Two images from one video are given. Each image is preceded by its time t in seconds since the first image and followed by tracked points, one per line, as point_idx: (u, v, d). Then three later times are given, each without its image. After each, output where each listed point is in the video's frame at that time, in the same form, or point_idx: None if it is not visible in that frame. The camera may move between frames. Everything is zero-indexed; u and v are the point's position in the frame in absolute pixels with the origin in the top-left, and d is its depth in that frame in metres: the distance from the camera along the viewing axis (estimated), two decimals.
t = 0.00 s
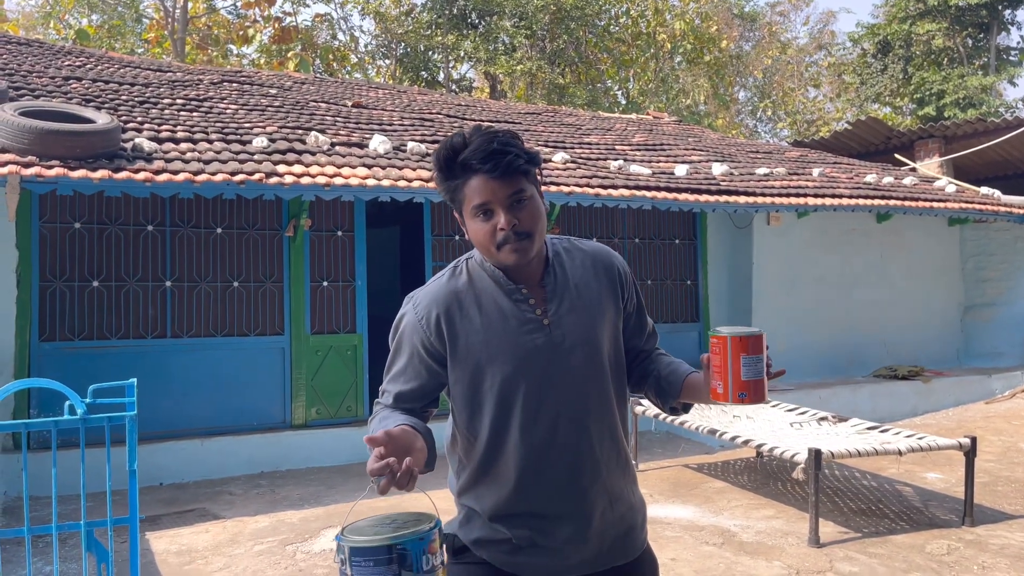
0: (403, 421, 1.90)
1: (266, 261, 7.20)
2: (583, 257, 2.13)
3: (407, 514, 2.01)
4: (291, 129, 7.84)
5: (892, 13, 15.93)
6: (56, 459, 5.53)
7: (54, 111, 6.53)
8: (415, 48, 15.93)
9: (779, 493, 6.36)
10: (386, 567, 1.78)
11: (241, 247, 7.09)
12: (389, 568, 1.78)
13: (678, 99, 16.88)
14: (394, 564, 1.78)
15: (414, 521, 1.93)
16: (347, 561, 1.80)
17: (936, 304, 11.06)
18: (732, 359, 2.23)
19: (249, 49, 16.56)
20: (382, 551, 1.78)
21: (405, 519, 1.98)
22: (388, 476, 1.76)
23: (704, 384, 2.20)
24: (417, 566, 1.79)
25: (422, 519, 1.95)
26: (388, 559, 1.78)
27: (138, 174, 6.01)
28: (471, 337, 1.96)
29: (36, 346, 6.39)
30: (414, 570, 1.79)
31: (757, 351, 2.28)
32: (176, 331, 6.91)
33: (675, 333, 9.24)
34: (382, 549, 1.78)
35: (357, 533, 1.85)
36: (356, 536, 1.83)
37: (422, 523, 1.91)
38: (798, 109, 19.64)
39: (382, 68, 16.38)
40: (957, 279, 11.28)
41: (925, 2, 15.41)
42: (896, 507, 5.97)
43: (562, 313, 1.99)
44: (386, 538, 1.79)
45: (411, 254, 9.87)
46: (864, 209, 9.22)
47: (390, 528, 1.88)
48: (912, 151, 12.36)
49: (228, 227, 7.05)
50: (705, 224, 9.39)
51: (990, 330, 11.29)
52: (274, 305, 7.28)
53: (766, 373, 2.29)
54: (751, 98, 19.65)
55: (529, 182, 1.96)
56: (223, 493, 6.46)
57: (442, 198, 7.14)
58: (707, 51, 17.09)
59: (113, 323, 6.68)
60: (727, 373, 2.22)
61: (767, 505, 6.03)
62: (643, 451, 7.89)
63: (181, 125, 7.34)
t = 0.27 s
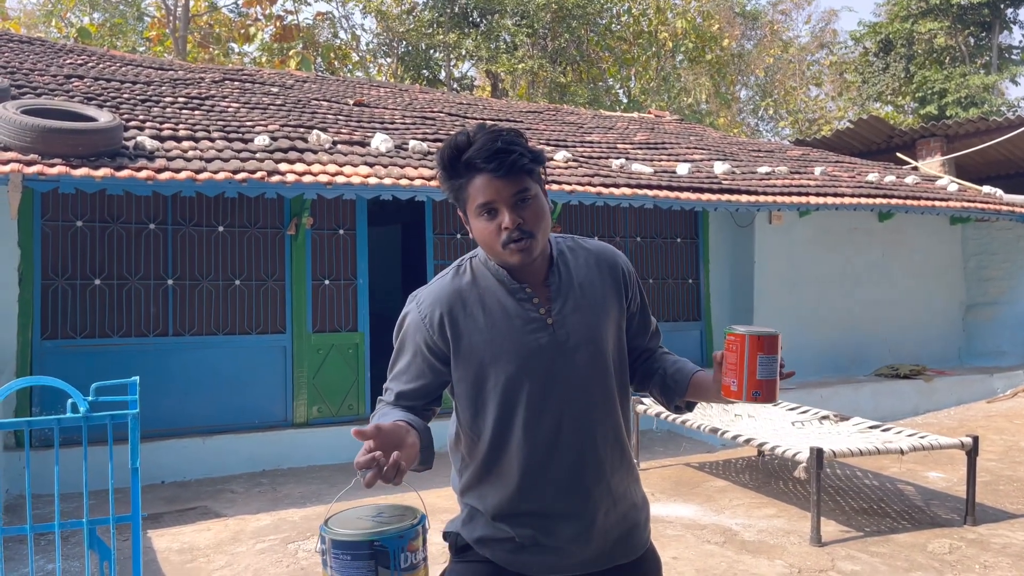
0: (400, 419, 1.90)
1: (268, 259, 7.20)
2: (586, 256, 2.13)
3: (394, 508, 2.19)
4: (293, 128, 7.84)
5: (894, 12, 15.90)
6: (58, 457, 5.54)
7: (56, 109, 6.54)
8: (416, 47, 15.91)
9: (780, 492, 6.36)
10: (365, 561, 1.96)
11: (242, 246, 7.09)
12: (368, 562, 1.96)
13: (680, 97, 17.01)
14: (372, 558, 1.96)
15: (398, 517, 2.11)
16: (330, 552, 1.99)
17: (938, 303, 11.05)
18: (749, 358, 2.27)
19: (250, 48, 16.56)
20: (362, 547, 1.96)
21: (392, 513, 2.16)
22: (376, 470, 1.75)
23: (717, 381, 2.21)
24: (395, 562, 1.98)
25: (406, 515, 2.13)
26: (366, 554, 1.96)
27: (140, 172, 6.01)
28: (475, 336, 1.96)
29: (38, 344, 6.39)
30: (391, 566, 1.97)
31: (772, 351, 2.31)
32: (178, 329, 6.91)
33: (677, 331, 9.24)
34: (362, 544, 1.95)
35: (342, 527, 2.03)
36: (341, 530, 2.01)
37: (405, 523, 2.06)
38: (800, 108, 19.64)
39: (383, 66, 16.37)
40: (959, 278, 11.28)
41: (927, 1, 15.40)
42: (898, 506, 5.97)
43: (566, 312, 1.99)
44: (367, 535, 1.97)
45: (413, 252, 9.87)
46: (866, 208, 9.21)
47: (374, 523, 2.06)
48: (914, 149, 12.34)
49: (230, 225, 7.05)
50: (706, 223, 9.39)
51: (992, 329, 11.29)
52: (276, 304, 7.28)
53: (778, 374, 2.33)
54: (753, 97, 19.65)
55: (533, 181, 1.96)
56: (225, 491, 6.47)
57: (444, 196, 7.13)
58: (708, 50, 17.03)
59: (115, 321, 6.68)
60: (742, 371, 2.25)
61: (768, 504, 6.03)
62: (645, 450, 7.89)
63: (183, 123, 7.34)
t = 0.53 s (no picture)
0: (402, 416, 1.90)
1: (269, 259, 7.20)
2: (590, 256, 2.13)
3: (395, 505, 2.20)
4: (294, 127, 7.84)
5: (895, 11, 15.89)
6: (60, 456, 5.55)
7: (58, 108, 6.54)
8: (417, 46, 15.91)
9: (781, 492, 6.36)
10: (365, 558, 1.95)
11: (244, 245, 7.09)
12: (368, 559, 1.96)
13: (681, 97, 17.10)
14: (372, 556, 1.96)
15: (397, 514, 2.11)
16: (331, 551, 1.98)
17: (939, 303, 11.05)
18: (757, 357, 2.24)
19: (252, 47, 16.56)
20: (361, 544, 1.96)
21: (392, 510, 2.17)
22: (373, 468, 1.74)
23: (722, 380, 2.21)
24: (395, 559, 1.97)
25: (407, 511, 2.13)
26: (366, 551, 1.96)
27: (142, 171, 6.02)
28: (478, 336, 1.97)
29: (40, 344, 6.40)
30: (391, 563, 1.97)
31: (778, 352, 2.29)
32: (179, 328, 6.91)
33: (678, 331, 9.24)
34: (361, 542, 1.96)
35: (343, 525, 2.03)
36: (340, 528, 2.01)
37: (405, 518, 2.07)
38: (801, 108, 19.64)
39: (385, 66, 16.38)
40: (961, 278, 11.27)
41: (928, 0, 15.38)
42: (900, 506, 5.97)
43: (569, 312, 1.99)
44: (367, 533, 1.97)
45: (414, 252, 9.87)
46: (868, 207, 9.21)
47: (374, 520, 2.06)
48: (916, 149, 12.33)
49: (231, 224, 7.05)
50: (708, 223, 9.38)
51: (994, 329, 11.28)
52: (277, 303, 7.28)
53: (785, 373, 2.31)
54: (754, 96, 19.65)
55: (537, 181, 1.96)
56: (226, 490, 6.47)
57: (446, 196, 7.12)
58: (710, 49, 17.05)
59: (116, 320, 6.69)
60: (750, 370, 2.23)
61: (769, 503, 6.03)
62: (646, 449, 7.89)
63: (184, 123, 7.34)
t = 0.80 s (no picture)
0: (404, 414, 1.91)
1: (270, 258, 7.20)
2: (592, 256, 2.12)
3: (396, 503, 2.19)
4: (295, 127, 7.84)
5: (896, 11, 15.89)
6: (61, 456, 5.55)
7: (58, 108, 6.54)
8: (418, 46, 15.92)
9: (782, 492, 6.36)
10: (371, 556, 1.95)
11: (245, 244, 7.09)
12: (375, 557, 1.95)
13: (682, 97, 17.13)
14: (378, 554, 1.96)
15: (401, 511, 2.11)
16: (336, 550, 1.97)
17: (940, 303, 11.04)
18: (760, 356, 2.23)
19: (252, 47, 16.58)
20: (367, 542, 1.95)
21: (393, 508, 2.16)
22: (374, 466, 1.73)
23: (726, 380, 2.21)
24: (401, 556, 1.98)
25: (410, 509, 2.13)
26: (373, 549, 1.95)
27: (142, 171, 6.02)
28: (481, 336, 1.96)
29: (41, 343, 6.40)
30: (397, 560, 1.97)
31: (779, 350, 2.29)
32: (180, 328, 6.91)
33: (679, 331, 9.23)
34: (367, 541, 1.95)
35: (347, 524, 2.02)
36: (344, 527, 2.01)
37: (406, 518, 2.05)
38: (802, 108, 19.64)
39: (385, 66, 16.39)
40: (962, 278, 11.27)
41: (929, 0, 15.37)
42: (901, 506, 5.97)
43: (572, 312, 1.99)
44: (374, 531, 1.96)
45: (415, 252, 9.87)
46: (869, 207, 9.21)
47: (378, 519, 2.06)
48: (917, 149, 12.33)
49: (232, 224, 7.05)
50: (709, 223, 9.38)
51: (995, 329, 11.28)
52: (278, 303, 7.28)
53: (788, 371, 2.31)
54: (755, 96, 19.66)
55: (540, 181, 1.96)
56: (228, 490, 6.47)
57: (447, 196, 7.12)
58: (710, 49, 17.07)
59: (117, 320, 6.69)
60: (753, 370, 2.22)
61: (770, 503, 6.03)
62: (646, 449, 7.89)
63: (185, 122, 7.34)
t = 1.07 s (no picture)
0: (406, 414, 1.91)
1: (270, 259, 7.20)
2: (594, 257, 2.13)
3: (397, 503, 2.20)
4: (295, 127, 7.84)
5: (896, 11, 15.88)
6: (62, 456, 5.55)
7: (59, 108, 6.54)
8: (419, 46, 15.93)
9: (783, 492, 6.36)
10: (371, 556, 1.96)
11: (245, 245, 7.10)
12: (374, 558, 1.96)
13: (682, 97, 17.12)
14: (378, 554, 1.96)
15: (401, 512, 2.11)
16: (337, 550, 1.98)
17: (941, 303, 11.04)
18: (763, 354, 2.25)
19: (253, 47, 16.59)
20: (367, 542, 1.96)
21: (394, 509, 2.16)
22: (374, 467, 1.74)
23: (728, 378, 2.20)
24: (401, 557, 1.98)
25: (410, 509, 2.13)
26: (373, 549, 1.96)
27: (143, 171, 6.02)
28: (482, 336, 1.96)
29: (41, 343, 6.41)
30: (397, 560, 1.97)
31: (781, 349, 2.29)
32: (181, 328, 6.92)
33: (679, 331, 9.23)
34: (367, 540, 1.95)
35: (348, 524, 2.03)
36: (345, 527, 2.01)
37: (405, 517, 2.04)
38: (802, 108, 19.64)
39: (385, 66, 16.40)
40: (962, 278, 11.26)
41: None
42: (901, 506, 5.96)
43: (573, 312, 1.99)
44: (374, 531, 1.97)
45: (415, 252, 9.88)
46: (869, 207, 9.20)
47: (378, 518, 2.06)
48: (917, 149, 12.33)
49: (232, 224, 7.05)
50: (709, 223, 9.38)
51: (995, 329, 11.28)
52: (278, 303, 7.28)
53: (790, 370, 2.32)
54: (755, 96, 19.66)
55: (541, 182, 1.96)
56: (228, 490, 6.47)
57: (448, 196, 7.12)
58: (710, 49, 17.07)
59: (118, 320, 6.69)
60: (756, 369, 2.23)
61: (771, 504, 6.03)
62: (647, 449, 7.89)
63: (186, 122, 7.34)
